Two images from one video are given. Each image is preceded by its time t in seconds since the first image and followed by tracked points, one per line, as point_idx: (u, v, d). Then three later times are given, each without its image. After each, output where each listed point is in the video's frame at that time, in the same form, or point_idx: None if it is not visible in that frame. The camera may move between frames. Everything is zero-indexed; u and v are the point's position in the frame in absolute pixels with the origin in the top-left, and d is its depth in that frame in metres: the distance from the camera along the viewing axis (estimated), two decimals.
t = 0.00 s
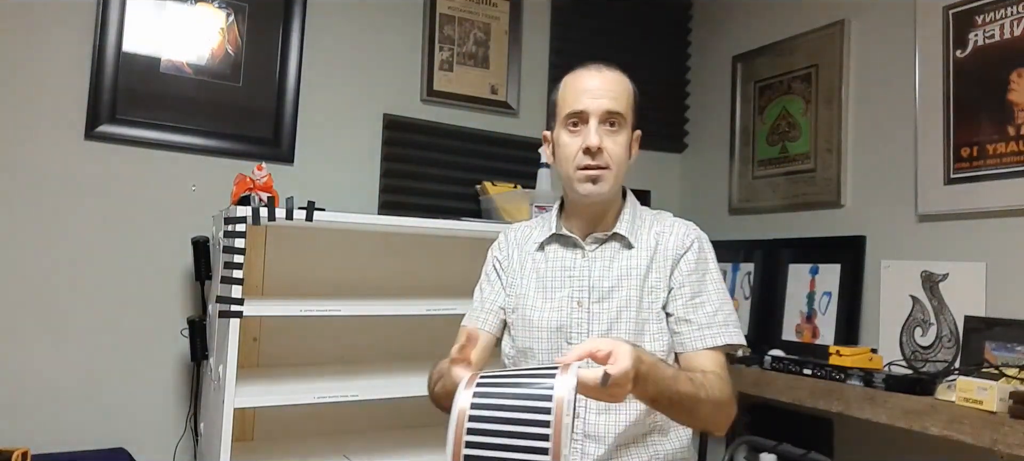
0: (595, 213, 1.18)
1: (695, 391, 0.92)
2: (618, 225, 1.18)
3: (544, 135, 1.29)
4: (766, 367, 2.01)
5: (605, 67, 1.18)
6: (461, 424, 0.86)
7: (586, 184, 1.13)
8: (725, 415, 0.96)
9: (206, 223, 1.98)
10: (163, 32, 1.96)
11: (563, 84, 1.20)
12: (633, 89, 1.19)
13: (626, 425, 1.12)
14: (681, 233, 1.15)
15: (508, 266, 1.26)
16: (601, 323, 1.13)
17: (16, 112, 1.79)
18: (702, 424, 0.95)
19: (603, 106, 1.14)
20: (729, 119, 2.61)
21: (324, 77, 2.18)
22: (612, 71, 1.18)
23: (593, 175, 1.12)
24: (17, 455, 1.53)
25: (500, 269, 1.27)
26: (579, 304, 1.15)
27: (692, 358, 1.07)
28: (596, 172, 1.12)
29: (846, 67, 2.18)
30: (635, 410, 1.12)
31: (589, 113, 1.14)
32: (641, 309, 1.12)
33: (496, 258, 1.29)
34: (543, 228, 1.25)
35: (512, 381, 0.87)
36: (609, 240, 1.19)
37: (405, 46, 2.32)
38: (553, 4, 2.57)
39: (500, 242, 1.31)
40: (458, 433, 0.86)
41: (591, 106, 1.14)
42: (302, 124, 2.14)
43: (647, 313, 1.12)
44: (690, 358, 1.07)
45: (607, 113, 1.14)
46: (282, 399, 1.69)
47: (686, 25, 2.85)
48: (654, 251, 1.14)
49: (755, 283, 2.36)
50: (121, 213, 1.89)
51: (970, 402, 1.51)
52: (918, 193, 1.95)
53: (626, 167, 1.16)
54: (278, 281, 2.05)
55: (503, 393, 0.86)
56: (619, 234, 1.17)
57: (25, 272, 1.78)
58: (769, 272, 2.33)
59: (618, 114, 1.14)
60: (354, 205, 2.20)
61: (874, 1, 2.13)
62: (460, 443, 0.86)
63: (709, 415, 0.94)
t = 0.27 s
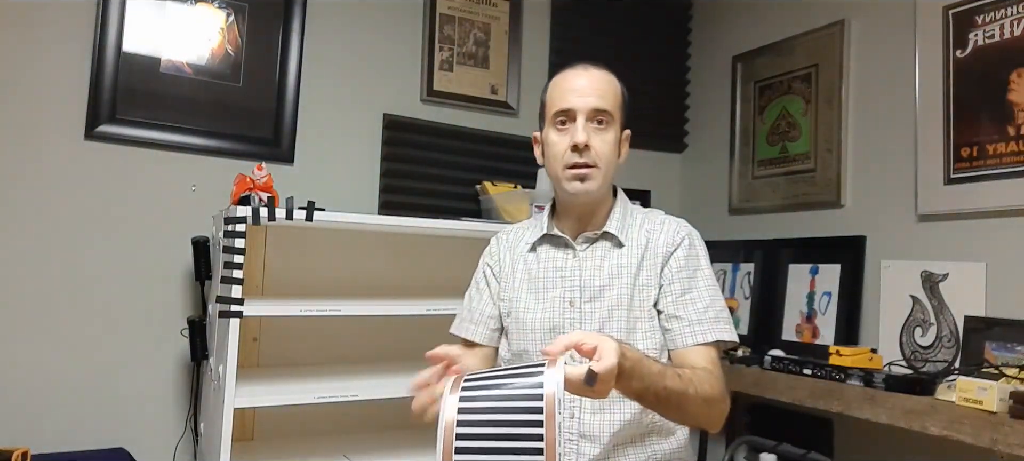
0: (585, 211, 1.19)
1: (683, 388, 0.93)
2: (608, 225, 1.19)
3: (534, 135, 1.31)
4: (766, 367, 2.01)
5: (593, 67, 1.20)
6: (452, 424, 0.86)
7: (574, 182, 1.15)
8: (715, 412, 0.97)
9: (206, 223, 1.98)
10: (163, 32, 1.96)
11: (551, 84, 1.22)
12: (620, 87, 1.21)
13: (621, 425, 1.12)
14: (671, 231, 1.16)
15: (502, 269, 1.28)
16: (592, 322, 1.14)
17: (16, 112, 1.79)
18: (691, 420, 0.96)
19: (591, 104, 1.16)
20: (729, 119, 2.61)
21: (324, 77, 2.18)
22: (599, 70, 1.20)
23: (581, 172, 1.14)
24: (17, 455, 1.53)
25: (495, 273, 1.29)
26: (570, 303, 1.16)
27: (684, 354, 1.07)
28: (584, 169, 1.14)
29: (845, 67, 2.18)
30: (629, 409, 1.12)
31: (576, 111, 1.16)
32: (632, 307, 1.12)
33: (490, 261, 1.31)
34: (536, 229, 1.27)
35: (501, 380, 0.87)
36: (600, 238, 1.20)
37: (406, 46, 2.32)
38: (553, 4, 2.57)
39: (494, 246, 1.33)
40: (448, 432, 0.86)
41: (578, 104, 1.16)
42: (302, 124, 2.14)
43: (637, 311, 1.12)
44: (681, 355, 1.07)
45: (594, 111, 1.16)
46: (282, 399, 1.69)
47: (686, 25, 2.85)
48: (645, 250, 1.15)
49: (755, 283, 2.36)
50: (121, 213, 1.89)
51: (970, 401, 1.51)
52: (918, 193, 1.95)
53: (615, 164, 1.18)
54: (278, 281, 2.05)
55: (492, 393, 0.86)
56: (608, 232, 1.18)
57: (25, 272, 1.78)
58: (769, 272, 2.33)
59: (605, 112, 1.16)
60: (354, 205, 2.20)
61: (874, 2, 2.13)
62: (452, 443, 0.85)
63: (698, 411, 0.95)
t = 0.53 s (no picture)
0: (579, 214, 1.19)
1: (683, 386, 0.93)
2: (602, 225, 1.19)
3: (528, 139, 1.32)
4: (766, 367, 2.01)
5: (583, 68, 1.20)
6: (449, 428, 0.86)
7: (567, 185, 1.15)
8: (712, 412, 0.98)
9: (206, 223, 1.98)
10: (163, 32, 1.96)
11: (542, 87, 1.23)
12: (612, 88, 1.21)
13: (618, 426, 1.12)
14: (667, 230, 1.16)
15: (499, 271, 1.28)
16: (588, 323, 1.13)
17: (17, 112, 1.79)
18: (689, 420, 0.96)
19: (581, 106, 1.16)
20: (729, 119, 2.61)
21: (324, 77, 2.18)
22: (589, 71, 1.20)
23: (573, 175, 1.14)
24: (17, 455, 1.53)
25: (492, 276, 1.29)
26: (567, 305, 1.16)
27: (684, 352, 1.07)
28: (576, 172, 1.14)
29: (845, 67, 2.18)
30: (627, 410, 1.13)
31: (566, 113, 1.16)
32: (628, 307, 1.12)
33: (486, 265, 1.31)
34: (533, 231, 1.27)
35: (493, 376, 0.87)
36: (594, 238, 1.19)
37: (406, 46, 2.32)
38: (552, 5, 2.57)
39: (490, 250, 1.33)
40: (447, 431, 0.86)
41: (568, 107, 1.16)
42: (302, 124, 2.14)
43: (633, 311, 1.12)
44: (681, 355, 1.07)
45: (585, 113, 1.16)
46: (282, 398, 1.69)
47: (686, 25, 2.86)
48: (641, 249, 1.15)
49: (755, 283, 2.36)
50: (121, 213, 1.89)
51: (970, 402, 1.51)
52: (918, 193, 1.95)
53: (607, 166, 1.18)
54: (279, 280, 2.05)
55: (486, 393, 0.86)
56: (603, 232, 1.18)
57: (25, 272, 1.78)
58: (769, 272, 2.32)
59: (595, 114, 1.16)
60: (354, 205, 2.20)
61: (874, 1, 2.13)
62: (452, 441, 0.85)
63: (696, 409, 0.95)
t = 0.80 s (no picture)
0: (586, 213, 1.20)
1: (694, 367, 0.90)
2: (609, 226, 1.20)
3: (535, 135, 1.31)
4: (766, 367, 2.01)
5: (594, 67, 1.21)
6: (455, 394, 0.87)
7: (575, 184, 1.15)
8: (713, 404, 0.95)
9: (206, 223, 1.98)
10: (163, 32, 1.96)
11: (552, 85, 1.23)
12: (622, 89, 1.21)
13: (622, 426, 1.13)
14: (672, 230, 1.17)
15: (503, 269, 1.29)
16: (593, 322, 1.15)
17: (16, 112, 1.79)
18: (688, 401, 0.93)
19: (591, 106, 1.16)
20: (729, 119, 2.61)
21: (324, 77, 2.18)
22: (600, 71, 1.20)
23: (581, 175, 1.14)
24: (17, 455, 1.53)
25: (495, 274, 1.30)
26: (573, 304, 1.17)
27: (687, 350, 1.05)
28: (584, 172, 1.14)
29: (845, 67, 2.18)
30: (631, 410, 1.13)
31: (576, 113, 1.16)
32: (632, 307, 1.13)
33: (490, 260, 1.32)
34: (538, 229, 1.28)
35: (492, 367, 0.84)
36: (599, 239, 1.21)
37: (405, 46, 2.32)
38: (552, 5, 2.57)
39: (495, 245, 1.34)
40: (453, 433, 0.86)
41: (578, 107, 1.16)
42: (301, 124, 2.14)
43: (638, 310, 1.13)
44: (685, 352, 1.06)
45: (595, 114, 1.16)
46: (282, 399, 1.69)
47: (685, 25, 2.85)
48: (646, 250, 1.16)
49: (755, 283, 2.36)
50: (121, 213, 1.89)
51: (970, 401, 1.51)
52: (918, 193, 1.95)
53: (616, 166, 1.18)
54: (279, 281, 2.05)
55: (489, 355, 0.85)
56: (611, 233, 1.19)
57: (25, 272, 1.78)
58: (769, 272, 2.33)
59: (605, 115, 1.17)
60: (354, 205, 2.20)
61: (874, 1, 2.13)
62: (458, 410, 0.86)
63: (702, 393, 0.92)
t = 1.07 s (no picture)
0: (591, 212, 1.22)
1: (704, 353, 0.93)
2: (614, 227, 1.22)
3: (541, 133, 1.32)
4: (765, 367, 2.01)
5: (603, 68, 1.21)
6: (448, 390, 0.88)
7: (582, 185, 1.15)
8: (725, 387, 0.98)
9: (206, 223, 1.98)
10: (163, 32, 1.96)
11: (560, 85, 1.23)
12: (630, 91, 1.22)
13: (623, 426, 1.14)
14: (676, 231, 1.20)
15: (503, 268, 1.30)
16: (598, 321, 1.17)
17: (16, 112, 1.79)
18: (700, 386, 0.96)
19: (600, 108, 1.17)
20: (729, 119, 2.61)
21: (324, 77, 2.18)
22: (609, 72, 1.20)
23: (588, 176, 1.15)
24: (17, 455, 1.53)
25: (495, 272, 1.30)
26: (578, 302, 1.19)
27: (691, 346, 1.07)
28: (592, 173, 1.15)
29: (845, 67, 2.18)
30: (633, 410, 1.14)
31: (584, 114, 1.17)
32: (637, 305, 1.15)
33: (491, 259, 1.33)
34: (542, 228, 1.29)
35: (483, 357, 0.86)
36: (603, 238, 1.23)
37: (405, 46, 2.32)
38: (552, 5, 2.57)
39: (496, 244, 1.35)
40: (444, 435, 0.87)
41: (587, 108, 1.17)
42: (302, 124, 2.14)
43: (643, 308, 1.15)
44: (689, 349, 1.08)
45: (603, 115, 1.17)
46: (282, 399, 1.69)
47: (685, 25, 2.85)
48: (652, 250, 1.19)
49: (755, 283, 2.36)
50: (121, 213, 1.89)
51: (970, 401, 1.51)
52: (918, 193, 1.95)
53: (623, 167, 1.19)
54: (279, 281, 2.05)
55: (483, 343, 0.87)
56: (615, 234, 1.21)
57: (24, 272, 1.78)
58: (769, 272, 2.32)
59: (614, 116, 1.17)
60: (354, 205, 2.20)
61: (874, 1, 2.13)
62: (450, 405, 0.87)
63: (710, 378, 0.95)
